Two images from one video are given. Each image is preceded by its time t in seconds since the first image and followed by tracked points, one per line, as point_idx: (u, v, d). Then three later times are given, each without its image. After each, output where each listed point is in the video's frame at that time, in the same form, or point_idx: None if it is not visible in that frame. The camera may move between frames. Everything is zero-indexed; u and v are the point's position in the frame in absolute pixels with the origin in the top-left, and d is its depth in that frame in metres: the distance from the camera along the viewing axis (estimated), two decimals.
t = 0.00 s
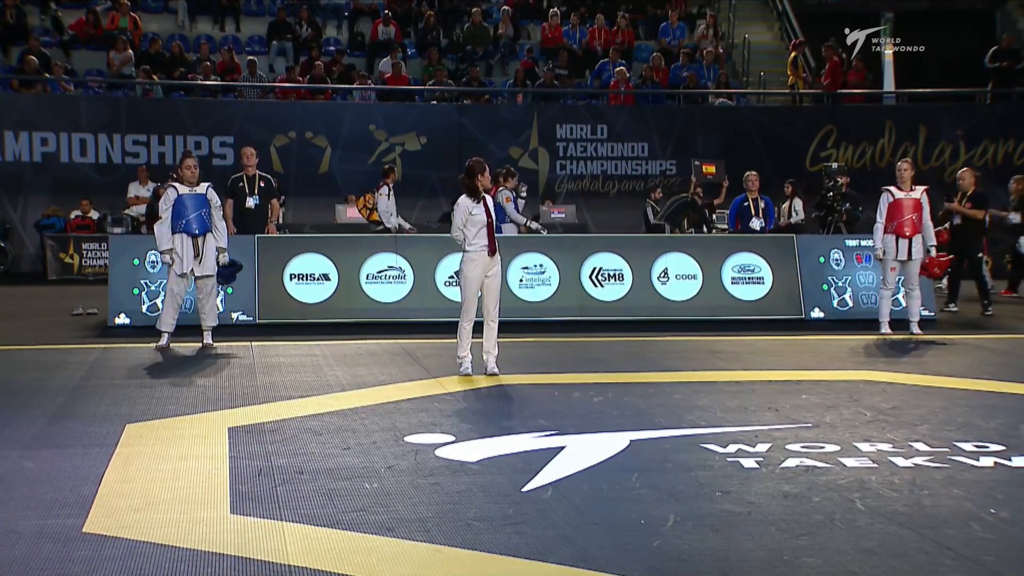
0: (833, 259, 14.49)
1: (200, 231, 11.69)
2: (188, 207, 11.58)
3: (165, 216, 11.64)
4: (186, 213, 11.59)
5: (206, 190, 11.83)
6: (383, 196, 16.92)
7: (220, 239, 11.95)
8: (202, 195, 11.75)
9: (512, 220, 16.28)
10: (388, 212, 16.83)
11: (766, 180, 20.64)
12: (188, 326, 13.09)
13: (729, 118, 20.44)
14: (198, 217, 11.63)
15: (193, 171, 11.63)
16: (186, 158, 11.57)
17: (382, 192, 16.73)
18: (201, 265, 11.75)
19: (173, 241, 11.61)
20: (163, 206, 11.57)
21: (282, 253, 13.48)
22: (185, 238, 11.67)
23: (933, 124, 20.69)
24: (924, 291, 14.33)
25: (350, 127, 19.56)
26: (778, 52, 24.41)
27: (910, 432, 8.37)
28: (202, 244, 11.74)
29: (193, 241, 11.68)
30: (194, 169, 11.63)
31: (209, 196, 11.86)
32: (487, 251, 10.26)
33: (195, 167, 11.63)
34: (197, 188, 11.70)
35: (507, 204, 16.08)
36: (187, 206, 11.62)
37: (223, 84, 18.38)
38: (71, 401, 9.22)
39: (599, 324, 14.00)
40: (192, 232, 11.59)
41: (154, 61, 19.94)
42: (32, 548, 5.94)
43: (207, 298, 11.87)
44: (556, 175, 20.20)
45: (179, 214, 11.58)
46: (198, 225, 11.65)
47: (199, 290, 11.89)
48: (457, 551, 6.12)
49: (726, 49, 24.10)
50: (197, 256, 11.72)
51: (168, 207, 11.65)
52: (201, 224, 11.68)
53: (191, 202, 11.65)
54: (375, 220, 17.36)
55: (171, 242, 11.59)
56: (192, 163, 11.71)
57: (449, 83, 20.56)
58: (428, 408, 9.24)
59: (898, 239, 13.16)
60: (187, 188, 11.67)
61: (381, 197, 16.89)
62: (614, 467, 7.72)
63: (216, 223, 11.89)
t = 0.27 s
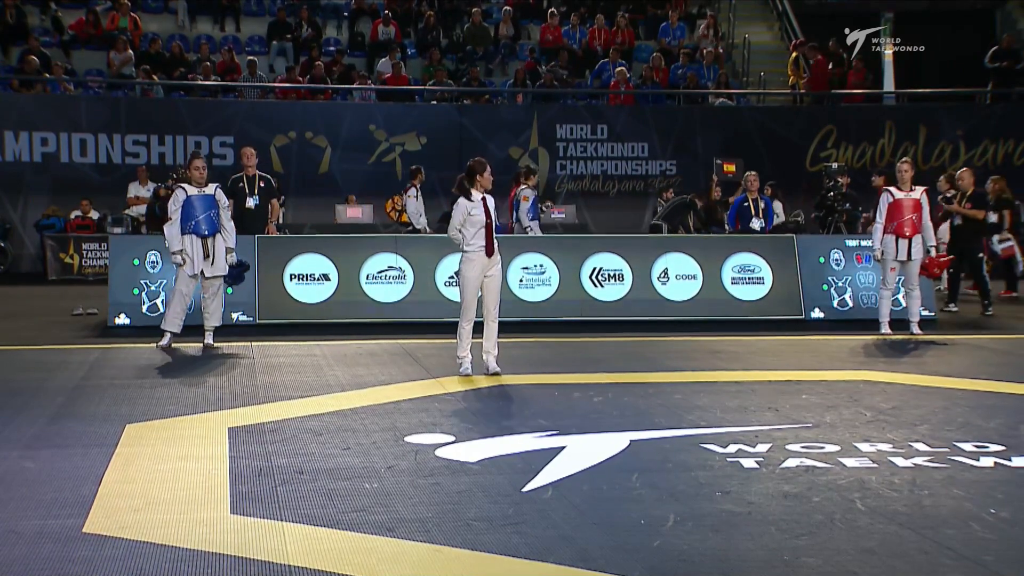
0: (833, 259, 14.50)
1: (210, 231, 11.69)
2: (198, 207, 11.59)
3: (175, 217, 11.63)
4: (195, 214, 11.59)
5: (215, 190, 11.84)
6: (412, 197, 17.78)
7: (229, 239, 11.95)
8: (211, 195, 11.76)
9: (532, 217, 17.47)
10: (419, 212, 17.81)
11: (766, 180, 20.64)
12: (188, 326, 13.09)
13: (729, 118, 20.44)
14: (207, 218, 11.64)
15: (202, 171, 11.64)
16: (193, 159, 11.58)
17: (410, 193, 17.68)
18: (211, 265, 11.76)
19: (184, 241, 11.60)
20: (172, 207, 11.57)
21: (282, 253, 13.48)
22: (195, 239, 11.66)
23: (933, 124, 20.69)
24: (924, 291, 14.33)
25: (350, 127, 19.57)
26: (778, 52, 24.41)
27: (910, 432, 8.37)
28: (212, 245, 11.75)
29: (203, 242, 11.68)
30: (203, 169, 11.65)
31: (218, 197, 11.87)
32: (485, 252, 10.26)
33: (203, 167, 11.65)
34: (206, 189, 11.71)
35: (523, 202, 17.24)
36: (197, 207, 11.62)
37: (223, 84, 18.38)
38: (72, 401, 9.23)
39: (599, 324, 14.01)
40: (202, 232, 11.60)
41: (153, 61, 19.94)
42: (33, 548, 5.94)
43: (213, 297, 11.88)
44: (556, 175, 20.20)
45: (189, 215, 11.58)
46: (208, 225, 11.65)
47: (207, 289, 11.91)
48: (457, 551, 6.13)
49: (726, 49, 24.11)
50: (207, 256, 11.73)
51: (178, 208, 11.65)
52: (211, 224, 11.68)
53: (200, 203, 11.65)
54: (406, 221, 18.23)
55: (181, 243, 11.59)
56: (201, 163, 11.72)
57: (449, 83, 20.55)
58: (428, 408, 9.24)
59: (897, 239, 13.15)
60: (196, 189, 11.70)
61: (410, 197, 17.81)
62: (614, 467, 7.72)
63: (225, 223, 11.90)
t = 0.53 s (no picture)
0: (833, 259, 14.50)
1: (212, 232, 11.70)
2: (199, 207, 11.59)
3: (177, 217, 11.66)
4: (197, 214, 11.60)
5: (218, 190, 11.83)
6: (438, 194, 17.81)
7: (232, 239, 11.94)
8: (213, 196, 11.75)
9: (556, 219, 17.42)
10: (443, 211, 17.79)
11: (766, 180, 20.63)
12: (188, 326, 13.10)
13: (729, 118, 20.44)
14: (209, 218, 11.64)
15: (205, 172, 11.64)
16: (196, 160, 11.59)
17: (433, 190, 17.66)
18: (213, 265, 11.76)
19: (185, 241, 11.63)
20: (174, 207, 11.59)
21: (282, 253, 13.48)
22: (196, 238, 11.66)
23: (932, 123, 20.68)
24: (923, 291, 14.33)
25: (350, 127, 19.57)
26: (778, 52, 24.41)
27: (910, 432, 8.37)
28: (213, 245, 11.75)
29: (205, 242, 11.68)
30: (205, 169, 11.64)
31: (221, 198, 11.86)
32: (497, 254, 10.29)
33: (206, 168, 11.64)
34: (209, 189, 11.71)
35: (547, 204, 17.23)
36: (199, 207, 11.63)
37: (223, 84, 18.38)
38: (72, 401, 9.23)
39: (599, 324, 14.00)
40: (203, 232, 11.59)
41: (153, 61, 19.90)
42: (33, 548, 5.94)
43: (215, 297, 11.89)
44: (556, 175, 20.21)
45: (191, 215, 11.60)
46: (210, 226, 11.65)
47: (208, 289, 11.91)
48: (457, 551, 6.13)
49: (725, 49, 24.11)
50: (208, 256, 11.72)
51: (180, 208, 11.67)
52: (212, 224, 11.68)
53: (202, 203, 11.65)
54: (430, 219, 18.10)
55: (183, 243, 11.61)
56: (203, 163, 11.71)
57: (449, 84, 20.55)
58: (429, 408, 9.24)
59: (898, 239, 13.14)
60: (198, 189, 11.69)
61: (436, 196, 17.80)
62: (614, 467, 7.72)
63: (228, 223, 11.88)
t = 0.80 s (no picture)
0: (832, 259, 14.50)
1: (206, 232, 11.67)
2: (194, 206, 11.58)
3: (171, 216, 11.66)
4: (191, 213, 11.59)
5: (214, 190, 11.80)
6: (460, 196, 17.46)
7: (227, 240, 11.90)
8: (208, 196, 11.72)
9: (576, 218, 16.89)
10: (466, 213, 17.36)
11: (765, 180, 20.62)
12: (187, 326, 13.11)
13: (728, 118, 20.46)
14: (204, 218, 11.61)
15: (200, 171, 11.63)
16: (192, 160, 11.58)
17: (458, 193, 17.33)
18: (206, 265, 11.73)
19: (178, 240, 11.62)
20: (169, 206, 11.60)
21: (281, 254, 13.48)
22: (190, 238, 11.65)
23: (932, 123, 20.67)
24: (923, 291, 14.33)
25: (349, 127, 19.56)
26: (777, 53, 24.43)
27: (909, 432, 8.37)
28: (207, 245, 11.72)
29: (198, 241, 11.66)
30: (201, 169, 11.63)
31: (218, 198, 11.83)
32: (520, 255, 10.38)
33: (200, 167, 11.61)
34: (204, 189, 11.69)
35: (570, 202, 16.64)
36: (194, 206, 11.62)
37: (223, 84, 18.38)
38: (72, 401, 9.24)
39: (599, 324, 14.01)
40: (196, 232, 11.57)
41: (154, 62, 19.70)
42: (32, 549, 5.95)
43: (209, 297, 11.90)
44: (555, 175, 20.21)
45: (185, 214, 11.59)
46: (204, 225, 11.63)
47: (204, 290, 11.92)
48: (457, 550, 6.13)
49: (724, 49, 24.12)
50: (201, 256, 11.68)
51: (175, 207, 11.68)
52: (206, 224, 11.65)
53: (196, 202, 11.63)
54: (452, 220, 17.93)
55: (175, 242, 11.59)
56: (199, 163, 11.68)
57: (449, 84, 20.55)
58: (428, 408, 9.25)
59: (899, 239, 13.14)
60: (194, 189, 11.68)
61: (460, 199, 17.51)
62: (614, 467, 7.72)
63: (223, 224, 11.84)
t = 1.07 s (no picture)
0: (822, 259, 14.52)
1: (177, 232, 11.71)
2: (172, 208, 11.72)
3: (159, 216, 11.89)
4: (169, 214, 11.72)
5: (192, 193, 11.79)
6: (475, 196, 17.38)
7: (200, 243, 11.83)
8: (184, 198, 11.76)
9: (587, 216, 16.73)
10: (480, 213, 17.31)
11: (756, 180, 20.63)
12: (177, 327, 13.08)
13: (718, 118, 20.45)
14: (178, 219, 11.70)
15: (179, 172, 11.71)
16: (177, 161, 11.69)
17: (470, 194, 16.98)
18: (173, 265, 11.72)
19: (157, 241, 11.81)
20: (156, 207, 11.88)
21: (271, 254, 13.45)
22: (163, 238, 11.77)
23: (922, 124, 20.71)
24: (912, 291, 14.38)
25: (340, 127, 19.51)
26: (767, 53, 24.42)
27: (899, 432, 8.38)
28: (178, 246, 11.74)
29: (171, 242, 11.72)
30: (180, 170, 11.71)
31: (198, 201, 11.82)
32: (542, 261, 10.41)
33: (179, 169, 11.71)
34: (180, 189, 11.74)
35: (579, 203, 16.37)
36: (173, 208, 11.74)
37: (213, 84, 18.32)
38: (61, 401, 9.21)
39: (589, 325, 14.01)
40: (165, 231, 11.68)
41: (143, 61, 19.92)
42: (20, 550, 5.92)
43: (184, 297, 11.78)
44: (546, 175, 20.19)
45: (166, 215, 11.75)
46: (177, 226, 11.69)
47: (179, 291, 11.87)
48: (447, 550, 6.13)
49: (715, 50, 24.14)
50: (169, 256, 11.73)
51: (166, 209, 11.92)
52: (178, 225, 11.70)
53: (175, 203, 11.74)
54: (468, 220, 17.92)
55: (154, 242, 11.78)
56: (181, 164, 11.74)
57: (440, 84, 20.52)
58: (418, 408, 9.24)
59: (890, 239, 13.17)
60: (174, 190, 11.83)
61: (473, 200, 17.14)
62: (604, 467, 7.72)
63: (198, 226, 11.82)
